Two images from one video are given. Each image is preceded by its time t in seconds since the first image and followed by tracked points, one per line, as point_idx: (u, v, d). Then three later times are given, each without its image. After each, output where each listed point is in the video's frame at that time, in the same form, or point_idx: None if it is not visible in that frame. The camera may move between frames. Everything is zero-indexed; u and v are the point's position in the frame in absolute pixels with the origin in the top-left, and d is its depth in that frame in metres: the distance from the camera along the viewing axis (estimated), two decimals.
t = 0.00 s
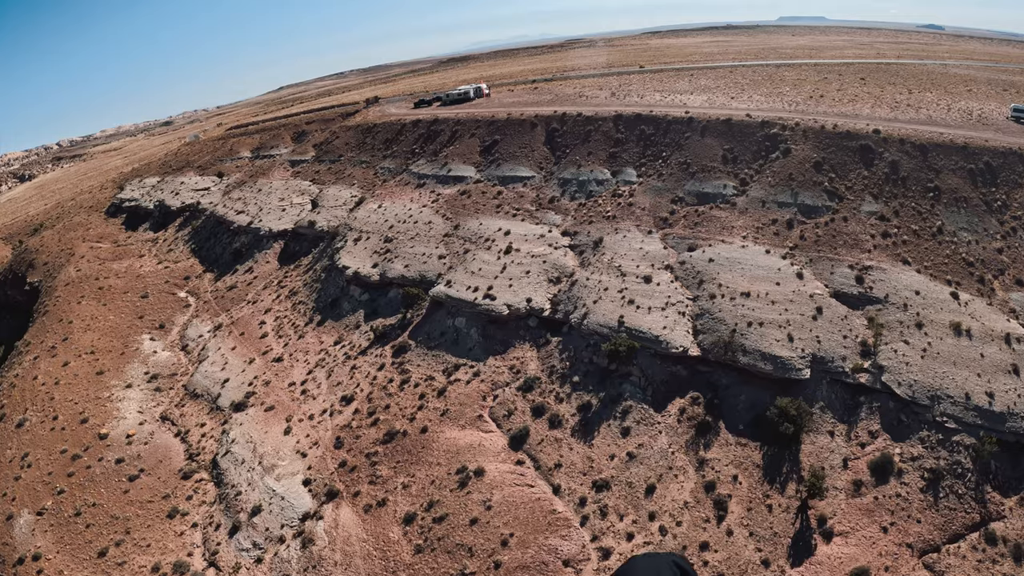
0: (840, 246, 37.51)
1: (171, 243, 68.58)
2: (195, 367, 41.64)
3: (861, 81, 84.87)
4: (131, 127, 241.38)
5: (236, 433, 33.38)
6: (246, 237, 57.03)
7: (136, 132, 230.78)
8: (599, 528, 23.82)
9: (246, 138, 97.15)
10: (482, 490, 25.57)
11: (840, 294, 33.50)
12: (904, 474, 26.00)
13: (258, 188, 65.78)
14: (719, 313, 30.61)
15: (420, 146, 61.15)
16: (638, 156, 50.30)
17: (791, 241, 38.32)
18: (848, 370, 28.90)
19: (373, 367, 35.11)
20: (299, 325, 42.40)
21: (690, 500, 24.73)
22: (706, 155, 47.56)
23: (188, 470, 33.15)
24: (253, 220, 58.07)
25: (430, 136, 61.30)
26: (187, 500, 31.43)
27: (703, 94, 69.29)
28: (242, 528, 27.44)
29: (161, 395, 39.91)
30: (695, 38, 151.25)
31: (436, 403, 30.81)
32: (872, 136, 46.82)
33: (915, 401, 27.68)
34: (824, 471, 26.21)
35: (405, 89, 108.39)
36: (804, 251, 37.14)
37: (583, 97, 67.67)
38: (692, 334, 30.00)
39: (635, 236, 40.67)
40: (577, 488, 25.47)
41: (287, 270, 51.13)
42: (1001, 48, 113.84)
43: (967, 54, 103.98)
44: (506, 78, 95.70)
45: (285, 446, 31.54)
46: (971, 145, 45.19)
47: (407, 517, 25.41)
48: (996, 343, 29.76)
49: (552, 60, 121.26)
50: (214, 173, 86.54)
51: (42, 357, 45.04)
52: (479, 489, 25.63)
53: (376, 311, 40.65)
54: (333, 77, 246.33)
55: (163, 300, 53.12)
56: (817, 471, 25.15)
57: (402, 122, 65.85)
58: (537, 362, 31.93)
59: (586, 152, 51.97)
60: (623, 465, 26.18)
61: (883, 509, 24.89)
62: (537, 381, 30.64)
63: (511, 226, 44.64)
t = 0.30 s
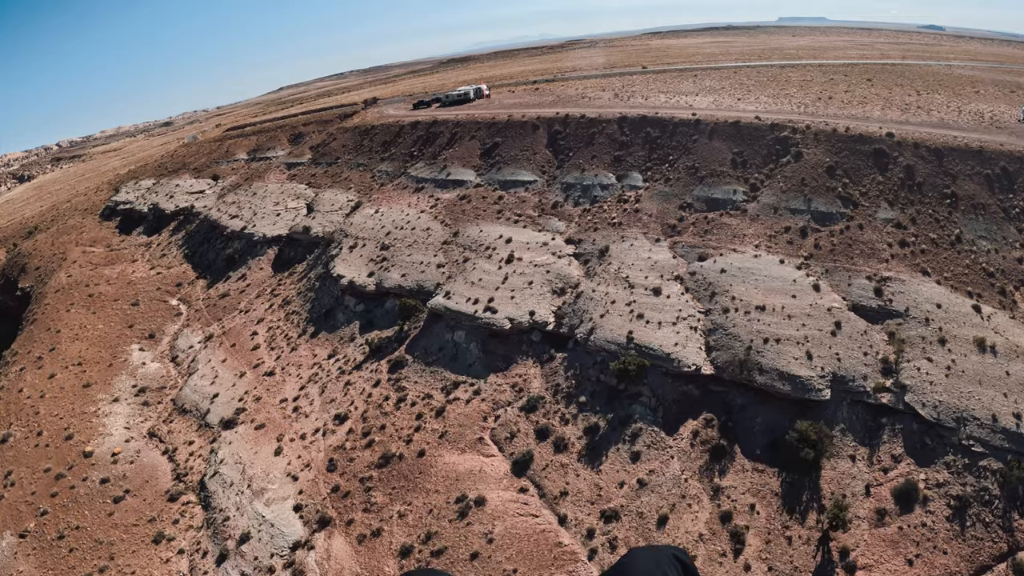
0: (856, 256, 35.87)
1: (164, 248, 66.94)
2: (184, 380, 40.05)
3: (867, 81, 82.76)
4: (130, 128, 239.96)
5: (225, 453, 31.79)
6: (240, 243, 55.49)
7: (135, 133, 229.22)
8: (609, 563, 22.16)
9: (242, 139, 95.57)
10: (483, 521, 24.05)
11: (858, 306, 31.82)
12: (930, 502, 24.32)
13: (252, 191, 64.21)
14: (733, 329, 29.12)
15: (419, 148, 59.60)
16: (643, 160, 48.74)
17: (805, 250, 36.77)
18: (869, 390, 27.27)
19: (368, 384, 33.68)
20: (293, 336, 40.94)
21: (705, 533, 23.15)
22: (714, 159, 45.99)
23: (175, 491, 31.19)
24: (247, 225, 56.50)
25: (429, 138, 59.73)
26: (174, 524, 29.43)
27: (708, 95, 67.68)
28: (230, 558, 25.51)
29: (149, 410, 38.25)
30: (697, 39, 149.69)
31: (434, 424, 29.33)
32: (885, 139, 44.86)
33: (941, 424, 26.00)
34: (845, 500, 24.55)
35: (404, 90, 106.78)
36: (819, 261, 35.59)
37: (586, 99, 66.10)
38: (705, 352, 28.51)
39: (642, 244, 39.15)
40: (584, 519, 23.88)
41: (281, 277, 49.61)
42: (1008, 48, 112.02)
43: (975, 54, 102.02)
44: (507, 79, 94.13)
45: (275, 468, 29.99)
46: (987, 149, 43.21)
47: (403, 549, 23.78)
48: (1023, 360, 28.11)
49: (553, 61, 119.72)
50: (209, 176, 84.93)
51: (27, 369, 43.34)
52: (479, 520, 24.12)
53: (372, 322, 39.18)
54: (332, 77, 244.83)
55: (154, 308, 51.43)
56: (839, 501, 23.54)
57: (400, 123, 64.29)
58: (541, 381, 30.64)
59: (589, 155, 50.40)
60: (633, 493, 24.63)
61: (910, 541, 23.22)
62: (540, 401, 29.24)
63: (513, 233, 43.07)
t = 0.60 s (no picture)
0: (872, 265, 34.43)
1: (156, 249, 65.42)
2: (173, 390, 38.56)
3: (871, 75, 78.86)
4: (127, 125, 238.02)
5: (212, 470, 30.35)
6: (232, 245, 53.99)
7: (132, 130, 227.19)
8: None
9: (238, 137, 93.95)
10: (483, 551, 22.60)
11: (876, 320, 30.33)
12: (954, 531, 22.82)
13: (247, 191, 62.67)
14: (748, 345, 28.11)
15: (417, 147, 58.07)
16: (649, 161, 47.19)
17: (819, 258, 35.32)
18: (889, 409, 25.81)
19: (362, 399, 32.38)
20: (284, 345, 39.54)
21: (718, 566, 21.72)
22: (722, 161, 44.46)
23: (161, 511, 29.59)
24: (240, 226, 55.02)
25: (428, 137, 58.17)
26: (159, 546, 27.83)
27: (713, 94, 66.07)
28: None
29: (135, 422, 36.72)
30: (701, 36, 147.93)
31: (431, 444, 28.18)
32: (899, 142, 42.72)
33: (965, 447, 24.48)
34: (865, 529, 23.07)
35: (403, 87, 105.15)
36: (833, 271, 34.17)
37: (588, 97, 64.50)
38: (718, 369, 27.48)
39: (648, 250, 37.71)
40: (590, 549, 22.48)
41: (274, 282, 48.16)
42: (1017, 47, 110.31)
43: (984, 51, 99.93)
44: (508, 76, 92.47)
45: (264, 487, 28.60)
46: (1004, 154, 40.36)
47: None
48: None
49: (554, 58, 117.93)
50: (204, 175, 83.34)
51: (11, 377, 41.77)
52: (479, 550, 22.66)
53: (366, 331, 37.77)
54: (332, 74, 242.56)
55: (144, 312, 49.88)
56: (860, 532, 22.07)
57: (398, 122, 62.70)
58: (543, 398, 29.51)
59: (592, 156, 48.84)
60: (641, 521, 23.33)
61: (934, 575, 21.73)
62: (543, 420, 28.24)
63: (514, 237, 41.54)
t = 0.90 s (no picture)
0: (888, 274, 32.95)
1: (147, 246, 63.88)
2: (159, 398, 37.13)
3: (882, 71, 77.81)
4: (124, 118, 235.82)
5: (196, 486, 28.97)
6: (224, 244, 52.49)
7: (131, 122, 225.01)
8: None
9: (234, 131, 92.18)
10: None
11: (893, 333, 28.82)
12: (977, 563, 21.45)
13: (240, 187, 61.04)
14: (760, 360, 26.75)
15: (415, 143, 56.41)
16: (654, 160, 45.49)
17: (833, 266, 33.88)
18: (907, 430, 24.36)
19: (353, 412, 31.09)
20: (275, 352, 38.16)
21: None
22: (730, 161, 42.78)
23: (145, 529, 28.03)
24: (232, 225, 53.46)
25: (426, 133, 56.52)
26: (142, 566, 26.33)
27: (719, 90, 64.28)
28: None
29: (120, 431, 35.24)
30: (703, 31, 145.94)
31: (425, 463, 26.86)
32: (914, 144, 40.64)
33: (988, 472, 23.08)
34: (883, 560, 21.72)
35: (402, 82, 103.26)
36: (849, 279, 32.72)
37: (591, 93, 62.76)
38: (729, 386, 26.07)
39: (654, 255, 36.26)
40: None
41: (266, 282, 46.71)
42: None
43: (993, 48, 97.90)
44: (508, 71, 90.58)
45: (251, 506, 27.24)
46: None
47: None
48: None
49: (556, 53, 115.99)
50: (198, 170, 81.66)
51: None
52: None
53: (359, 338, 36.48)
54: (331, 66, 239.72)
55: (132, 313, 48.39)
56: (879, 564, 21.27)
57: (396, 117, 61.00)
58: (544, 413, 28.22)
59: (595, 154, 47.21)
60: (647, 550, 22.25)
61: None
62: (544, 438, 26.88)
63: (514, 240, 40.02)
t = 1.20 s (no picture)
0: (906, 284, 31.52)
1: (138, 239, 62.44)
2: (145, 401, 35.90)
3: (895, 64, 75.76)
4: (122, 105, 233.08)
5: (180, 497, 27.79)
6: (215, 239, 51.00)
7: (130, 110, 222.44)
8: None
9: (230, 120, 90.31)
10: None
11: (911, 348, 27.45)
12: None
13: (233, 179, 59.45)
14: (773, 376, 25.89)
15: (414, 135, 54.76)
16: (660, 157, 43.84)
17: (848, 273, 32.46)
18: (922, 452, 23.14)
19: (343, 422, 30.00)
20: (264, 354, 36.90)
21: None
22: (740, 159, 41.12)
23: (127, 542, 26.72)
24: (224, 218, 51.97)
25: (425, 125, 54.83)
26: None
27: (727, 84, 62.34)
28: None
29: (104, 435, 34.01)
30: (709, 22, 143.33)
31: (418, 481, 26.11)
32: (929, 146, 38.73)
33: (1008, 500, 21.98)
34: None
35: (402, 71, 101.10)
36: (864, 289, 31.35)
37: (595, 85, 60.88)
38: (741, 403, 25.43)
39: (659, 259, 34.84)
40: None
41: (258, 279, 45.33)
42: None
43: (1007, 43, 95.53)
44: (511, 61, 88.47)
45: (236, 520, 26.17)
46: None
47: None
48: None
49: (559, 43, 113.65)
50: (192, 160, 79.93)
51: None
52: None
53: (351, 342, 35.18)
54: (333, 55, 236.72)
55: (121, 310, 47.04)
56: None
57: (394, 107, 59.20)
58: (543, 428, 27.57)
59: (599, 150, 45.55)
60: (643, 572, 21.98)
61: None
62: (544, 455, 26.29)
63: (513, 239, 38.56)
